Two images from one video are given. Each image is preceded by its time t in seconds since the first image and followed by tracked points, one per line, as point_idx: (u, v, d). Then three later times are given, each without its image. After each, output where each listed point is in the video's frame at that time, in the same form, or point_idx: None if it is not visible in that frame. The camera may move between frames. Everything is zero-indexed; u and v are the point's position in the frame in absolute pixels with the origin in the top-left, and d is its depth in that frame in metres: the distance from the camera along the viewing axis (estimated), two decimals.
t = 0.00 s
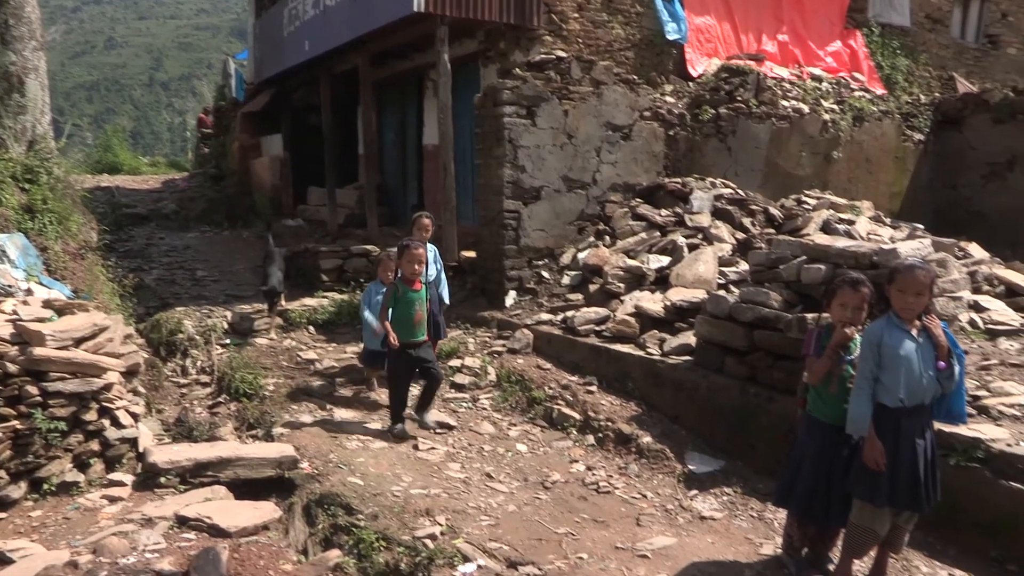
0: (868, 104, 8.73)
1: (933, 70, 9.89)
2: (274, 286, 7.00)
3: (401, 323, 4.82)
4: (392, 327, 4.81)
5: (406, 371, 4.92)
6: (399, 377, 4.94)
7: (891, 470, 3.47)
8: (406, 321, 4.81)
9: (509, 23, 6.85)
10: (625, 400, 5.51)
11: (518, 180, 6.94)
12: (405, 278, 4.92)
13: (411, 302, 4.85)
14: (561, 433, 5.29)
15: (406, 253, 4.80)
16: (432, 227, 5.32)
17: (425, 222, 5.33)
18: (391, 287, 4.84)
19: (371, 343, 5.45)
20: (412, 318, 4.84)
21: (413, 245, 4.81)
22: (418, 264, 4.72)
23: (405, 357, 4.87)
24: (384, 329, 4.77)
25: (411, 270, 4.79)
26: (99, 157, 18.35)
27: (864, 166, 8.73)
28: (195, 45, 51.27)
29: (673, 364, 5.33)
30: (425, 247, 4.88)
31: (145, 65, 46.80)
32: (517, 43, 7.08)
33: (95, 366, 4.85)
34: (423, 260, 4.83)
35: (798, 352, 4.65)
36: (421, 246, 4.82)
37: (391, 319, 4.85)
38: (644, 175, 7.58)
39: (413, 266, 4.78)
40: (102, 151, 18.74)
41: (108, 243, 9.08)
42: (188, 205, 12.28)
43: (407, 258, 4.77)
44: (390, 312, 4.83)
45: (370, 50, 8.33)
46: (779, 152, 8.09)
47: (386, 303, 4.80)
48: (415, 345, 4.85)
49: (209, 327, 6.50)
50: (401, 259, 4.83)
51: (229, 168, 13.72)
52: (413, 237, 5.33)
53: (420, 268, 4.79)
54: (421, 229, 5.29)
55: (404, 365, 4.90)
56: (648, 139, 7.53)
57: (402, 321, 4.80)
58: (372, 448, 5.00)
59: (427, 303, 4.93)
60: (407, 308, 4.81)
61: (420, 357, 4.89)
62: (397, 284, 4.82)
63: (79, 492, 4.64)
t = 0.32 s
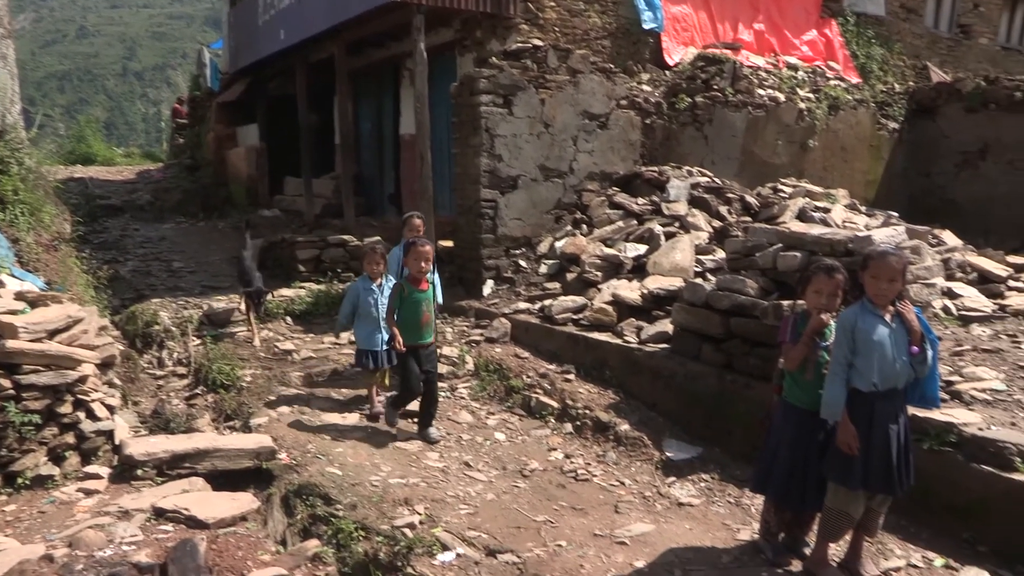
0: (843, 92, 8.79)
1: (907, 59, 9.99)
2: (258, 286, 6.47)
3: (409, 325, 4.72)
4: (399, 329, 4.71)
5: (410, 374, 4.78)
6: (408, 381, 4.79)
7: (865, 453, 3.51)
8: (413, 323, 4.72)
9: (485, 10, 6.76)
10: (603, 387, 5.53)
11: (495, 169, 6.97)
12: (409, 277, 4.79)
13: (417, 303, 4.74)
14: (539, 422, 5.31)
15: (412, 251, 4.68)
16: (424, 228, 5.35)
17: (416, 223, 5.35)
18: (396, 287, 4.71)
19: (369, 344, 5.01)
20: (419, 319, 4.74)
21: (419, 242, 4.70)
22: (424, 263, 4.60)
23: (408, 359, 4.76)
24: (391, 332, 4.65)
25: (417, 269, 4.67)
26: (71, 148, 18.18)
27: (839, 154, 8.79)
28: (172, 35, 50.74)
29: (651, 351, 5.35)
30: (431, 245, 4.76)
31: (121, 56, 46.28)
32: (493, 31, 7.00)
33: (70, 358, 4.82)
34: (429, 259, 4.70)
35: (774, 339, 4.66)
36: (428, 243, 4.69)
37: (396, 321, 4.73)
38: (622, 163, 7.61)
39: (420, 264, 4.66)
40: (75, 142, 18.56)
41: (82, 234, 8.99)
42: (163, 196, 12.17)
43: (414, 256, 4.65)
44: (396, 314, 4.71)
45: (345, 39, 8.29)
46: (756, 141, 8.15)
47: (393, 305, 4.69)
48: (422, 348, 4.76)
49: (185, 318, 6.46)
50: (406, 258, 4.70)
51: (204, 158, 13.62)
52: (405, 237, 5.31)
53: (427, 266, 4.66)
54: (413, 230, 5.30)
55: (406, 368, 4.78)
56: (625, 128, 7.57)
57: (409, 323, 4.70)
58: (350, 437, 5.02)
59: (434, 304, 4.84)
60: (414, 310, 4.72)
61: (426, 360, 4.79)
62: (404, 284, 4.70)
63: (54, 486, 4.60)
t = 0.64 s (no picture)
0: (820, 81, 8.85)
1: (883, 49, 10.10)
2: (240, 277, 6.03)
3: (405, 320, 4.63)
4: (395, 323, 4.62)
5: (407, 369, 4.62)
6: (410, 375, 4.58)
7: (840, 436, 3.54)
8: (408, 317, 4.62)
9: None
10: (581, 374, 5.56)
11: (473, 157, 6.98)
12: (409, 268, 4.63)
13: (415, 296, 4.63)
14: (517, 409, 5.33)
15: (412, 242, 4.50)
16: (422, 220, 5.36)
17: (413, 215, 5.35)
18: (394, 281, 4.57)
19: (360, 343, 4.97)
20: (416, 315, 4.65)
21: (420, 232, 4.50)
22: (426, 256, 4.43)
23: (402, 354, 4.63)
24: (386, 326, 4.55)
25: (417, 261, 4.51)
26: (44, 137, 17.95)
27: (815, 143, 8.84)
28: (149, 25, 50.17)
29: (629, 338, 5.37)
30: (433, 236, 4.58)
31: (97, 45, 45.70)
32: (471, 18, 6.99)
33: (44, 348, 4.80)
34: (430, 250, 4.54)
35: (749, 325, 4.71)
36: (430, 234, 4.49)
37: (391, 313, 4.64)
38: (600, 152, 7.64)
39: (419, 256, 4.50)
40: (48, 131, 18.32)
41: (56, 225, 8.89)
42: (140, 186, 12.05)
43: (412, 248, 4.47)
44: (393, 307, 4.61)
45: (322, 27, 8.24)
46: (733, 129, 8.17)
47: (389, 299, 4.58)
48: (417, 342, 4.69)
49: (161, 308, 6.42)
50: (406, 248, 4.54)
51: (180, 146, 13.49)
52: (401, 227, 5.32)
53: (427, 258, 4.49)
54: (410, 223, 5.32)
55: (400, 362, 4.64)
56: (603, 116, 7.59)
57: (405, 318, 4.60)
58: (329, 426, 5.04)
59: (433, 298, 4.73)
60: (410, 304, 4.61)
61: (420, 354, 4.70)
62: (402, 277, 4.55)
63: (29, 477, 4.55)
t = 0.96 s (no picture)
0: (795, 68, 8.88)
1: (858, 37, 10.22)
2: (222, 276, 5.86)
3: (404, 321, 4.38)
4: (394, 325, 4.38)
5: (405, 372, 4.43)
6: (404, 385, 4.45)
7: (814, 419, 3.58)
8: (408, 319, 4.39)
9: None
10: (557, 360, 5.57)
11: (449, 143, 6.96)
12: (408, 268, 4.43)
13: (415, 296, 4.40)
14: (493, 395, 5.34)
15: (411, 241, 4.30)
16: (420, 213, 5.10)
17: (411, 207, 5.11)
18: (394, 282, 4.35)
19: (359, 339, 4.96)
20: (415, 316, 4.41)
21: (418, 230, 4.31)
22: (424, 253, 4.24)
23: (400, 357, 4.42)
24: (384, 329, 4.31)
25: (416, 259, 4.31)
26: (14, 125, 17.70)
27: (791, 130, 8.89)
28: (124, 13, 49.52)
29: (604, 324, 5.39)
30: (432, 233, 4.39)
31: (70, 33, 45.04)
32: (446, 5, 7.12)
33: (14, 337, 4.77)
34: (429, 248, 4.34)
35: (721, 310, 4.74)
36: (429, 233, 4.30)
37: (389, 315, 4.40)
38: (575, 138, 7.67)
39: (418, 255, 4.30)
40: (18, 119, 18.07)
41: (27, 213, 8.77)
42: (114, 174, 11.92)
43: (412, 246, 4.27)
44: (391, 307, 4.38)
45: (298, 12, 8.21)
46: (708, 116, 8.20)
47: (388, 300, 4.35)
48: (416, 345, 4.44)
49: (135, 296, 6.37)
50: (405, 247, 4.35)
51: (154, 134, 13.34)
52: (399, 222, 5.11)
53: (426, 256, 4.30)
54: (406, 216, 5.09)
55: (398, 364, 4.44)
56: (578, 102, 7.60)
57: (405, 319, 4.36)
58: (305, 413, 5.03)
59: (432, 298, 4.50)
60: (411, 305, 4.38)
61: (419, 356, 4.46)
62: (401, 277, 4.34)
63: None
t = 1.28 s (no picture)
0: (765, 57, 8.93)
1: (827, 26, 10.31)
2: (191, 283, 5.66)
3: (406, 317, 4.27)
4: (395, 321, 4.26)
5: (401, 372, 4.35)
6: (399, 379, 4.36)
7: (784, 405, 3.62)
8: (407, 314, 4.27)
9: None
10: (529, 348, 5.59)
11: (420, 132, 6.99)
12: (407, 263, 4.33)
13: (415, 292, 4.29)
14: (466, 383, 5.35)
15: (410, 236, 4.20)
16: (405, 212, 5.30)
17: (397, 206, 5.26)
18: (392, 276, 4.24)
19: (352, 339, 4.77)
20: (417, 311, 4.30)
21: (419, 226, 4.22)
22: (425, 249, 4.14)
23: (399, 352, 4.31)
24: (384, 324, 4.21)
25: (416, 255, 4.22)
26: None
27: (761, 119, 8.94)
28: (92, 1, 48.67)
29: (576, 312, 5.42)
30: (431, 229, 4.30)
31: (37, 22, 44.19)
32: None
33: None
34: (430, 244, 4.25)
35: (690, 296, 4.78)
36: (429, 228, 4.20)
37: (388, 310, 4.30)
38: (547, 127, 7.68)
39: (418, 250, 4.20)
40: None
41: None
42: (81, 165, 11.73)
43: (412, 242, 4.17)
44: (390, 302, 4.27)
45: None
46: (679, 105, 8.23)
47: (386, 294, 4.24)
48: (418, 342, 4.32)
49: (103, 288, 6.31)
50: (404, 243, 4.25)
51: (121, 123, 13.15)
52: (386, 222, 5.25)
53: (426, 253, 4.21)
54: (394, 216, 5.25)
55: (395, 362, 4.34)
56: (550, 91, 7.62)
57: (406, 314, 4.25)
58: (277, 403, 5.03)
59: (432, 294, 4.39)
60: (412, 300, 4.27)
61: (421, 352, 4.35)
62: (400, 272, 4.23)
63: None
